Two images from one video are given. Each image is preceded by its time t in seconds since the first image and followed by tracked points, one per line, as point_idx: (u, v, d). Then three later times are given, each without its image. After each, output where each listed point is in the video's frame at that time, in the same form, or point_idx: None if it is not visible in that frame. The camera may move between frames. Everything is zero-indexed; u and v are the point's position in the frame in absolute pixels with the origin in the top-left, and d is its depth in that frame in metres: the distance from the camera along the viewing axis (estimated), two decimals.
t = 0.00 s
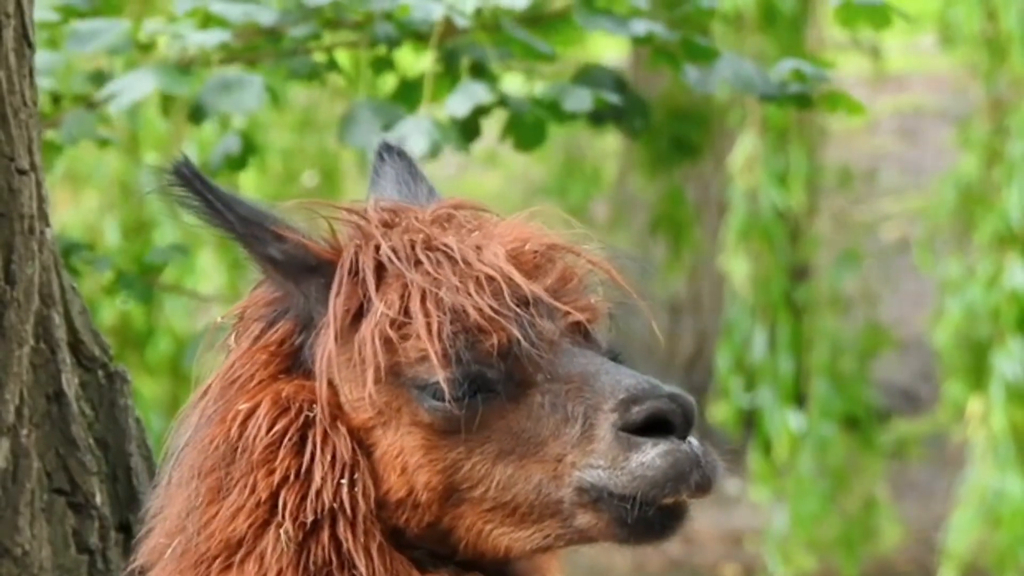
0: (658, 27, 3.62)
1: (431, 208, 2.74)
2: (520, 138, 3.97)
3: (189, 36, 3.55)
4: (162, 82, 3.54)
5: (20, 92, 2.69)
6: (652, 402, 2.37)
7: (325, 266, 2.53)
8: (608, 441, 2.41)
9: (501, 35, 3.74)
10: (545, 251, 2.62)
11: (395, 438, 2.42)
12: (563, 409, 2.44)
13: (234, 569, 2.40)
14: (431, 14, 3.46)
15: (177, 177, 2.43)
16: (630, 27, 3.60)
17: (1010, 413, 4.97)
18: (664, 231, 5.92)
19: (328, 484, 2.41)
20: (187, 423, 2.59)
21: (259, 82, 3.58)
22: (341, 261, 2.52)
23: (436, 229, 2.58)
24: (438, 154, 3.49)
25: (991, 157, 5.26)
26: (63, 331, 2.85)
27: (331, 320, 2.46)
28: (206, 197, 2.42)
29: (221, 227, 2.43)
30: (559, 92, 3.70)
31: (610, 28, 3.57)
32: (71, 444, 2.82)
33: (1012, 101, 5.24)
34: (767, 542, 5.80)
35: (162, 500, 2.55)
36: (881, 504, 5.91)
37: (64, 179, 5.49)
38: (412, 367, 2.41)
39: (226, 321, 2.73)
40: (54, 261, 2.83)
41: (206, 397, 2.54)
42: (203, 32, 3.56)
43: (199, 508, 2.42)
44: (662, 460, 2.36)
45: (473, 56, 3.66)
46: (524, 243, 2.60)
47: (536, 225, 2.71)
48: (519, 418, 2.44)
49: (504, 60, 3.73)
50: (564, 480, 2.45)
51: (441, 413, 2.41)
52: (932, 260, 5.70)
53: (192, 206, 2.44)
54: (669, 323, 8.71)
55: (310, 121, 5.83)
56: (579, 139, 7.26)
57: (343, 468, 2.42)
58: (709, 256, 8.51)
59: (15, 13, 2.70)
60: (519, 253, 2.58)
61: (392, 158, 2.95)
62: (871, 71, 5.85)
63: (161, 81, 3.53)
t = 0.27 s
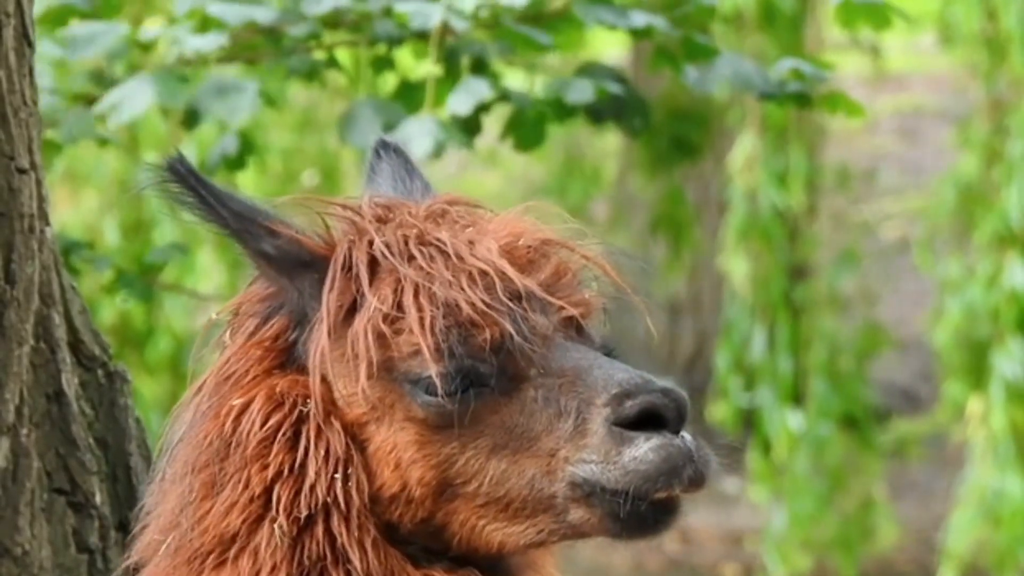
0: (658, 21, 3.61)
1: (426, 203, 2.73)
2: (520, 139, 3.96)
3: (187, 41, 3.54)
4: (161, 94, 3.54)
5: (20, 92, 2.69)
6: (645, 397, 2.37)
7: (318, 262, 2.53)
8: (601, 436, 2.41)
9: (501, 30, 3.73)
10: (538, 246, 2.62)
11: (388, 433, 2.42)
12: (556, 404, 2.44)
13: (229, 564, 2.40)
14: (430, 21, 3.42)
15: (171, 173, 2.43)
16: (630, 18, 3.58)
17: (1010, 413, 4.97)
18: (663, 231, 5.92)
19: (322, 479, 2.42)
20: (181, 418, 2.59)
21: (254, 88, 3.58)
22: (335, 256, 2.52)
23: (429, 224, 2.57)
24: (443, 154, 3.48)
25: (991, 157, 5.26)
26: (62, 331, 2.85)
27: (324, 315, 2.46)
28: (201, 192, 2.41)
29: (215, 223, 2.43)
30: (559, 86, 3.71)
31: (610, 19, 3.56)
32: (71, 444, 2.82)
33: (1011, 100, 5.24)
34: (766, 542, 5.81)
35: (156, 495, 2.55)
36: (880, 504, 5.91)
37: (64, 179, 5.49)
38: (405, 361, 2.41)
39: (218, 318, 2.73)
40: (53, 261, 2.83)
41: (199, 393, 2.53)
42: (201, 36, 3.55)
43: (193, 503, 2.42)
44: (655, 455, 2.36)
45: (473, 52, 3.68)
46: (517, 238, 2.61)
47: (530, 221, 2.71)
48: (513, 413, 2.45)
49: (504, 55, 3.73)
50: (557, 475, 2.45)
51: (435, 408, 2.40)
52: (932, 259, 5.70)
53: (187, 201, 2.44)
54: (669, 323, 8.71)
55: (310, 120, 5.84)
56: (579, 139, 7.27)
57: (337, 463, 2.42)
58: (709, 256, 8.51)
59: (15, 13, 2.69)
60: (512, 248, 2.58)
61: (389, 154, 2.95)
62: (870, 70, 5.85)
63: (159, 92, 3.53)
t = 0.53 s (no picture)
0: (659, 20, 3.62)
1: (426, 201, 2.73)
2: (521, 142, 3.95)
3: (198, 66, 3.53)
4: (178, 124, 3.47)
5: (20, 91, 2.69)
6: (645, 398, 2.37)
7: (318, 260, 2.53)
8: (600, 437, 2.41)
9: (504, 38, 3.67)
10: (538, 246, 2.62)
11: (387, 432, 2.42)
12: (556, 403, 2.44)
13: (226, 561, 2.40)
14: (439, 52, 3.41)
15: (172, 170, 2.43)
16: (631, 25, 3.62)
17: (1010, 412, 4.97)
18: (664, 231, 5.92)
19: (321, 477, 2.42)
20: (179, 415, 2.59)
21: (271, 110, 3.51)
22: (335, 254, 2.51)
23: (430, 222, 2.57)
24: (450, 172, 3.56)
25: (991, 157, 5.26)
26: (62, 331, 2.85)
27: (324, 313, 2.46)
28: (201, 188, 2.41)
29: (215, 219, 2.43)
30: (563, 99, 3.70)
31: (611, 30, 3.58)
32: (71, 444, 2.82)
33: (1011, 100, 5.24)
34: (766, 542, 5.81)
35: (154, 491, 2.55)
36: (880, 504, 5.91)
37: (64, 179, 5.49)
38: (404, 360, 2.41)
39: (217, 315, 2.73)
40: (54, 261, 2.83)
41: (198, 389, 2.53)
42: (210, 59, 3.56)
43: (191, 499, 2.42)
44: (654, 456, 2.37)
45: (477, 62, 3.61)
46: (518, 238, 2.61)
47: (530, 220, 2.71)
48: (512, 412, 2.45)
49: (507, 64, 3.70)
50: (556, 474, 2.45)
51: (434, 407, 2.40)
52: (932, 259, 5.70)
53: (188, 198, 2.43)
54: (669, 323, 8.72)
55: (310, 120, 5.84)
56: (579, 139, 7.27)
57: (336, 461, 2.42)
58: (709, 256, 8.51)
59: (15, 13, 2.69)
60: (512, 248, 2.58)
61: (390, 153, 2.96)
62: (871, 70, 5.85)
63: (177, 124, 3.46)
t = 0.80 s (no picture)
0: (660, 37, 3.63)
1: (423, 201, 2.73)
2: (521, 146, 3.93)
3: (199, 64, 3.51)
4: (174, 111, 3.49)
5: (20, 92, 2.68)
6: (643, 401, 2.37)
7: (315, 260, 2.53)
8: (598, 439, 2.41)
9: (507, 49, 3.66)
10: (536, 247, 2.62)
11: (385, 433, 2.41)
12: (554, 405, 2.44)
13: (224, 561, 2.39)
14: (443, 57, 3.41)
15: (170, 169, 2.42)
16: (632, 41, 3.62)
17: (1010, 412, 4.96)
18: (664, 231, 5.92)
19: (319, 478, 2.41)
20: (177, 414, 2.58)
21: (268, 109, 3.54)
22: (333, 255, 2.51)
23: (427, 223, 2.57)
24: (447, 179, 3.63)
25: (992, 157, 5.25)
26: (62, 331, 2.85)
27: (321, 314, 2.45)
28: (199, 188, 2.41)
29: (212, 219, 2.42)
30: (561, 110, 3.71)
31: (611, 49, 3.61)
32: (71, 445, 2.82)
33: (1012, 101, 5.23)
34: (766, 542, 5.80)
35: (152, 490, 2.55)
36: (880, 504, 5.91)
37: (64, 180, 5.49)
38: (402, 361, 2.40)
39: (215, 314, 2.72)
40: (54, 262, 2.83)
41: (196, 389, 2.53)
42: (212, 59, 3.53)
43: (189, 499, 2.42)
44: (651, 458, 2.37)
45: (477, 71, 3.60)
46: (516, 239, 2.60)
47: (529, 221, 2.71)
48: (510, 413, 2.44)
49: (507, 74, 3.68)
50: (553, 476, 2.45)
51: (432, 408, 2.40)
52: (932, 260, 5.69)
53: (186, 197, 2.43)
54: (669, 323, 8.71)
55: (311, 121, 5.83)
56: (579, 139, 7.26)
57: (334, 462, 2.42)
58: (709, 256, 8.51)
59: (15, 13, 2.69)
60: (509, 249, 2.58)
61: (388, 151, 2.95)
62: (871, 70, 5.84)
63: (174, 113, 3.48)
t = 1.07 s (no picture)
0: (659, 36, 3.58)
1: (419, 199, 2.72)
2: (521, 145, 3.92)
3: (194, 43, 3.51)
4: (170, 93, 3.53)
5: (20, 92, 2.68)
6: (640, 398, 2.37)
7: (311, 259, 2.52)
8: (595, 436, 2.40)
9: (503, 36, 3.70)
10: (533, 244, 2.61)
11: (382, 431, 2.41)
12: (551, 403, 2.43)
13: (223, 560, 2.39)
14: (436, 24, 3.42)
15: (166, 169, 2.42)
16: (631, 32, 3.57)
17: (1011, 413, 4.96)
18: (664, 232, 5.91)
19: (317, 477, 2.41)
20: (174, 413, 2.58)
21: (263, 83, 3.55)
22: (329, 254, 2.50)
23: (424, 221, 2.56)
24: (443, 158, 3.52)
25: (993, 158, 5.25)
26: (62, 331, 2.84)
27: (317, 312, 2.45)
28: (195, 187, 2.41)
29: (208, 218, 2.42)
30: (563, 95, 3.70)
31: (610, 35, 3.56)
32: (71, 445, 2.82)
33: (1012, 101, 5.23)
34: (767, 542, 5.80)
35: (150, 490, 2.54)
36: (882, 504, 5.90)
37: (64, 180, 5.49)
38: (399, 359, 2.40)
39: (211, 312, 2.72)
40: (53, 262, 2.82)
41: (193, 388, 2.52)
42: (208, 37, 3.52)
43: (187, 498, 2.41)
44: (649, 456, 2.36)
45: (475, 59, 3.66)
46: (513, 236, 2.60)
47: (525, 218, 2.70)
48: (507, 411, 2.44)
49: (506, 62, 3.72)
50: (551, 474, 2.44)
51: (429, 406, 2.39)
52: (933, 260, 5.69)
53: (182, 197, 2.43)
54: (669, 323, 8.72)
55: (311, 121, 5.83)
56: (579, 140, 7.26)
57: (332, 461, 2.41)
58: (709, 256, 8.51)
59: (15, 14, 2.68)
60: (506, 247, 2.57)
61: (383, 148, 2.95)
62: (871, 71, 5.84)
63: (168, 91, 3.53)
